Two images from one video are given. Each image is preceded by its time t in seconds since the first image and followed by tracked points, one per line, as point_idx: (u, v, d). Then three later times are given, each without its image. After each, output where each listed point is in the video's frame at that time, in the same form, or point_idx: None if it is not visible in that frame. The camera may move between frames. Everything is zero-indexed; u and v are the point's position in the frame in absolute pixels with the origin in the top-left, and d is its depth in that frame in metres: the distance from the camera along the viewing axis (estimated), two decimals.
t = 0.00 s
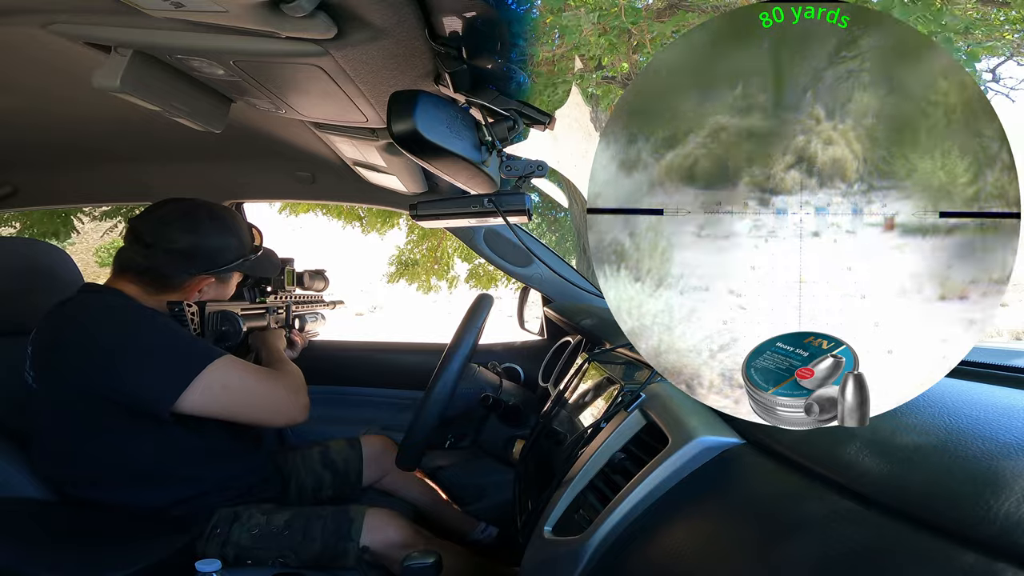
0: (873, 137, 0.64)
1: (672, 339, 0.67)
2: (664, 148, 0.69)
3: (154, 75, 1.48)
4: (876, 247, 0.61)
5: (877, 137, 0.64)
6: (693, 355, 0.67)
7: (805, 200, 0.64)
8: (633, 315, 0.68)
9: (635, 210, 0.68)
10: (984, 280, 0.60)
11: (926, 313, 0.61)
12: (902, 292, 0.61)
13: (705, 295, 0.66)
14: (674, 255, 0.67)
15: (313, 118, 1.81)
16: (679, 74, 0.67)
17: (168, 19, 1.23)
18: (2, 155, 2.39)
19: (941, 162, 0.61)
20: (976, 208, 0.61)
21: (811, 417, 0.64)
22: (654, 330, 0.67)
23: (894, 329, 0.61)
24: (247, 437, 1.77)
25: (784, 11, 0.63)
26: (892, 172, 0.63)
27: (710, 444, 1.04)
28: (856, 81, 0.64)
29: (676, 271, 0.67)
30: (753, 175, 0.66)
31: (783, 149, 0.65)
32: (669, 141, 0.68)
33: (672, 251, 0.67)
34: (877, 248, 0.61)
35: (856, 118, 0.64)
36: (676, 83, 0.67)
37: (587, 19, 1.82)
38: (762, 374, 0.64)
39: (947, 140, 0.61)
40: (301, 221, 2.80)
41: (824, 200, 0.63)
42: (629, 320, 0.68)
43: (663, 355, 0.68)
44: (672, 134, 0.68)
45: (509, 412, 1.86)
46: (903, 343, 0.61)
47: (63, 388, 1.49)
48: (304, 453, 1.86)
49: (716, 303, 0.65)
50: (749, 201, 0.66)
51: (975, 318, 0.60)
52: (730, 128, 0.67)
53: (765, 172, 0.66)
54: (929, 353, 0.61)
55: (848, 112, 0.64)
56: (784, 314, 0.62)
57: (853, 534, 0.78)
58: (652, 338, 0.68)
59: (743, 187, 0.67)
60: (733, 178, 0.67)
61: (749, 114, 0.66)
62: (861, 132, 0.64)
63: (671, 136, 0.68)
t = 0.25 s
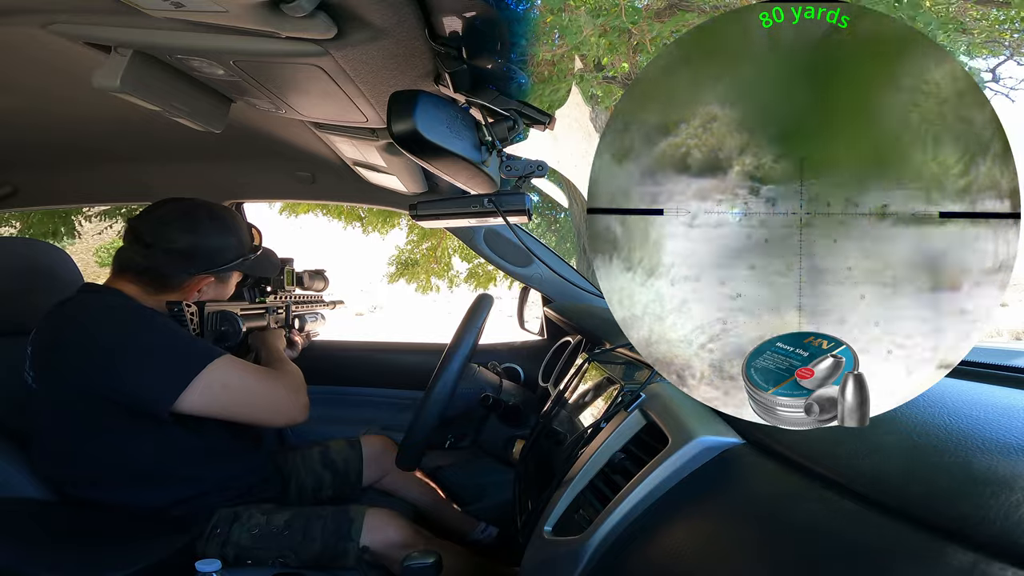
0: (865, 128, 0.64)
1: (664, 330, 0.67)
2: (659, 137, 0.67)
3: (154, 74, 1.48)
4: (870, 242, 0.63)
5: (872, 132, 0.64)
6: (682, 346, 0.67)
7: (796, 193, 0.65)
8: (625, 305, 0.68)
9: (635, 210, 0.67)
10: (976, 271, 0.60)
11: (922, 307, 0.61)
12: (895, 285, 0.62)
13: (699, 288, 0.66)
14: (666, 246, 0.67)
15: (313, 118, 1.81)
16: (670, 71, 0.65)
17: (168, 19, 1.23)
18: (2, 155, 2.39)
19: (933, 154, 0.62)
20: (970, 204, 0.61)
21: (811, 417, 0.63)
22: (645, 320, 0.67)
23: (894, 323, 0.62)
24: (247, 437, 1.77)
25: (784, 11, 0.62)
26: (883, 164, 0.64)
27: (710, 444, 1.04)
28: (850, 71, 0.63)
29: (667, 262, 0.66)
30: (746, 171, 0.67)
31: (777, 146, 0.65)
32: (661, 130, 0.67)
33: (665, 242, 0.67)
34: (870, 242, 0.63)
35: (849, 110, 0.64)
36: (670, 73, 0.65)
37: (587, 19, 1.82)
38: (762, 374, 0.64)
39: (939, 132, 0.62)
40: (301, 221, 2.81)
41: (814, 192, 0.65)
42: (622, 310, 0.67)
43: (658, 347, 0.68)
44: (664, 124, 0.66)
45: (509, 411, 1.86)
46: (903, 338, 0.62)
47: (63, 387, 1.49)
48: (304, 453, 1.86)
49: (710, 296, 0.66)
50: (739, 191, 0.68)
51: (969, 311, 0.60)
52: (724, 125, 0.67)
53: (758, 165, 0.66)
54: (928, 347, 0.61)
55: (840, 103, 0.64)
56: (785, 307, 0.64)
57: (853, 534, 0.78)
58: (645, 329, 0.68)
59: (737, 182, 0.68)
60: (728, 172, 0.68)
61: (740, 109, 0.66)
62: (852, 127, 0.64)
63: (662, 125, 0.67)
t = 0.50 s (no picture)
0: (857, 129, 0.64)
1: (655, 331, 0.66)
2: (648, 139, 0.67)
3: (154, 74, 1.48)
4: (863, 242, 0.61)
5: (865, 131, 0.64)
6: (676, 347, 0.66)
7: (788, 192, 0.63)
8: (617, 306, 0.67)
9: (625, 209, 0.66)
10: (968, 274, 0.59)
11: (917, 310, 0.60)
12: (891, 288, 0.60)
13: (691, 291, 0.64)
14: (658, 248, 0.65)
15: (313, 118, 1.81)
16: (663, 73, 0.67)
17: (168, 18, 1.23)
18: (2, 155, 2.39)
19: (924, 155, 0.62)
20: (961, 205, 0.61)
21: (811, 417, 0.64)
22: (638, 321, 0.67)
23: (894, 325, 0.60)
24: (247, 437, 1.77)
25: (784, 11, 0.62)
26: (877, 164, 0.63)
27: (710, 444, 1.04)
28: (842, 71, 0.64)
29: (660, 263, 0.65)
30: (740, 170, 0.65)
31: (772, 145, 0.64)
32: (652, 132, 0.67)
33: (658, 243, 0.65)
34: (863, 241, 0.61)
35: (841, 110, 0.64)
36: (660, 76, 0.67)
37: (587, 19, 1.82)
38: (761, 374, 0.64)
39: (930, 133, 0.63)
40: (301, 221, 2.80)
41: (805, 192, 0.63)
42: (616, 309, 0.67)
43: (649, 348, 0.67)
44: (656, 128, 0.67)
45: (509, 411, 1.86)
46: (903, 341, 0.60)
47: (63, 388, 1.49)
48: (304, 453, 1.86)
49: (702, 298, 0.64)
50: (732, 193, 0.65)
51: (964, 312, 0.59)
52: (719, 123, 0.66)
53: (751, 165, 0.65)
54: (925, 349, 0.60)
55: (832, 107, 0.64)
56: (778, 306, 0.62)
57: (852, 534, 0.78)
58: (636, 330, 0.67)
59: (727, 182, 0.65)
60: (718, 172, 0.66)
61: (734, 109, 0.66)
62: (846, 126, 0.64)
63: (653, 127, 0.67)
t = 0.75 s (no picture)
0: (871, 132, 0.65)
1: (667, 335, 0.66)
2: (662, 142, 0.68)
3: (154, 75, 1.48)
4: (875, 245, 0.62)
5: (876, 132, 0.65)
6: (689, 350, 0.66)
7: (801, 194, 0.64)
8: (629, 309, 0.67)
9: (635, 209, 0.66)
10: (981, 276, 0.59)
11: (926, 312, 0.60)
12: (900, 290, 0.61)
13: (703, 293, 0.65)
14: (671, 251, 0.65)
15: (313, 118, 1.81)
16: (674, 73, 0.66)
17: (168, 18, 1.23)
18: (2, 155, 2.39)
19: (936, 156, 0.62)
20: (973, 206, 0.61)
21: (811, 417, 0.64)
22: (650, 324, 0.66)
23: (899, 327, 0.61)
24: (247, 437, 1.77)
25: (784, 11, 0.62)
26: (890, 167, 0.64)
27: (710, 444, 1.04)
28: (852, 73, 0.64)
29: (673, 266, 0.65)
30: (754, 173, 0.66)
31: (783, 147, 0.66)
32: (666, 134, 0.68)
33: (669, 247, 0.65)
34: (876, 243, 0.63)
35: (856, 113, 0.65)
36: (672, 77, 0.66)
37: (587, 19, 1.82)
38: (761, 374, 0.64)
39: (943, 134, 0.62)
40: (301, 221, 2.80)
41: (820, 195, 0.64)
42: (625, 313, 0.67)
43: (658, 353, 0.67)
44: (668, 128, 0.67)
45: (509, 412, 1.86)
46: (904, 342, 0.61)
47: (63, 388, 1.49)
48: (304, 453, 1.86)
49: (713, 300, 0.64)
50: (746, 196, 0.66)
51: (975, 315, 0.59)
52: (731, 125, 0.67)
53: (764, 168, 0.66)
54: (928, 349, 0.60)
55: (843, 107, 0.65)
56: (783, 314, 0.62)
57: (853, 534, 0.78)
58: (649, 334, 0.66)
59: (742, 185, 0.66)
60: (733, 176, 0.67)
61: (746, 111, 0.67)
62: (861, 129, 0.65)
63: (667, 129, 0.68)
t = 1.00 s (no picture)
0: (867, 132, 0.64)
1: (665, 333, 0.66)
2: (658, 143, 0.68)
3: (154, 75, 1.48)
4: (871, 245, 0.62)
5: (873, 133, 0.64)
6: (686, 350, 0.66)
7: (797, 194, 0.64)
8: (626, 308, 0.67)
9: (633, 209, 0.66)
10: (978, 276, 0.59)
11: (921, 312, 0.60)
12: (896, 291, 0.61)
13: (699, 293, 0.65)
14: (667, 250, 0.65)
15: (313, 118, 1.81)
16: (672, 72, 0.67)
17: (168, 18, 1.23)
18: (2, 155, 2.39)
19: (933, 157, 0.62)
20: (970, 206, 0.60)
21: (811, 417, 0.64)
22: (647, 324, 0.66)
23: (895, 327, 0.61)
24: (247, 437, 1.77)
25: (784, 11, 0.63)
26: (885, 167, 0.63)
27: (710, 444, 1.04)
28: (848, 72, 0.64)
29: (670, 266, 0.65)
30: (749, 171, 0.66)
31: (778, 146, 0.66)
32: (662, 134, 0.68)
33: (666, 247, 0.65)
34: (873, 244, 0.62)
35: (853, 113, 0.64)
36: (671, 76, 0.67)
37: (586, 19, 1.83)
38: (762, 374, 0.64)
39: (942, 134, 0.61)
40: (301, 221, 2.81)
41: (816, 195, 0.64)
42: (621, 312, 0.67)
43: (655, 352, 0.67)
44: (664, 127, 0.68)
45: (509, 412, 1.86)
46: (903, 341, 0.61)
47: (63, 388, 1.49)
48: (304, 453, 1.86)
49: (710, 300, 0.64)
50: (741, 195, 0.65)
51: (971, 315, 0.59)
52: (727, 124, 0.67)
53: (759, 167, 0.66)
54: (927, 350, 0.60)
55: (839, 105, 0.64)
56: (782, 314, 0.62)
57: (853, 534, 0.78)
58: (645, 333, 0.66)
59: (737, 184, 0.66)
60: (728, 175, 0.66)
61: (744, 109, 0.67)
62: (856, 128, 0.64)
63: (664, 130, 0.68)
